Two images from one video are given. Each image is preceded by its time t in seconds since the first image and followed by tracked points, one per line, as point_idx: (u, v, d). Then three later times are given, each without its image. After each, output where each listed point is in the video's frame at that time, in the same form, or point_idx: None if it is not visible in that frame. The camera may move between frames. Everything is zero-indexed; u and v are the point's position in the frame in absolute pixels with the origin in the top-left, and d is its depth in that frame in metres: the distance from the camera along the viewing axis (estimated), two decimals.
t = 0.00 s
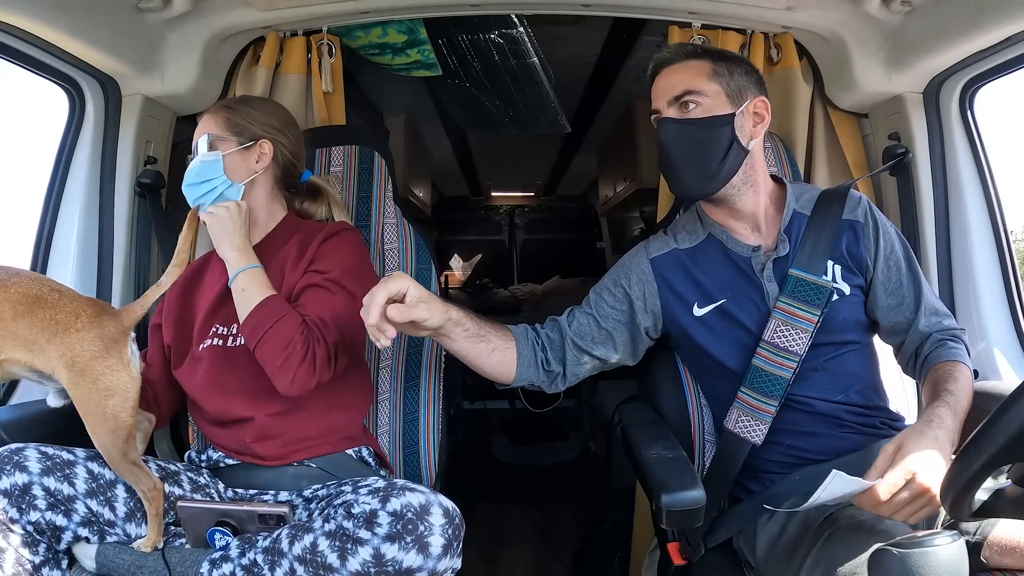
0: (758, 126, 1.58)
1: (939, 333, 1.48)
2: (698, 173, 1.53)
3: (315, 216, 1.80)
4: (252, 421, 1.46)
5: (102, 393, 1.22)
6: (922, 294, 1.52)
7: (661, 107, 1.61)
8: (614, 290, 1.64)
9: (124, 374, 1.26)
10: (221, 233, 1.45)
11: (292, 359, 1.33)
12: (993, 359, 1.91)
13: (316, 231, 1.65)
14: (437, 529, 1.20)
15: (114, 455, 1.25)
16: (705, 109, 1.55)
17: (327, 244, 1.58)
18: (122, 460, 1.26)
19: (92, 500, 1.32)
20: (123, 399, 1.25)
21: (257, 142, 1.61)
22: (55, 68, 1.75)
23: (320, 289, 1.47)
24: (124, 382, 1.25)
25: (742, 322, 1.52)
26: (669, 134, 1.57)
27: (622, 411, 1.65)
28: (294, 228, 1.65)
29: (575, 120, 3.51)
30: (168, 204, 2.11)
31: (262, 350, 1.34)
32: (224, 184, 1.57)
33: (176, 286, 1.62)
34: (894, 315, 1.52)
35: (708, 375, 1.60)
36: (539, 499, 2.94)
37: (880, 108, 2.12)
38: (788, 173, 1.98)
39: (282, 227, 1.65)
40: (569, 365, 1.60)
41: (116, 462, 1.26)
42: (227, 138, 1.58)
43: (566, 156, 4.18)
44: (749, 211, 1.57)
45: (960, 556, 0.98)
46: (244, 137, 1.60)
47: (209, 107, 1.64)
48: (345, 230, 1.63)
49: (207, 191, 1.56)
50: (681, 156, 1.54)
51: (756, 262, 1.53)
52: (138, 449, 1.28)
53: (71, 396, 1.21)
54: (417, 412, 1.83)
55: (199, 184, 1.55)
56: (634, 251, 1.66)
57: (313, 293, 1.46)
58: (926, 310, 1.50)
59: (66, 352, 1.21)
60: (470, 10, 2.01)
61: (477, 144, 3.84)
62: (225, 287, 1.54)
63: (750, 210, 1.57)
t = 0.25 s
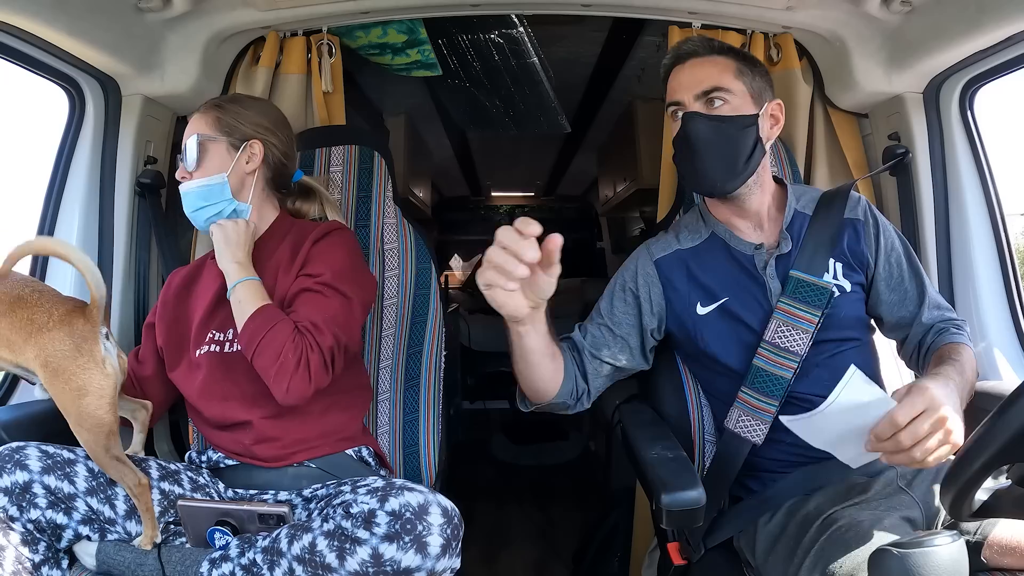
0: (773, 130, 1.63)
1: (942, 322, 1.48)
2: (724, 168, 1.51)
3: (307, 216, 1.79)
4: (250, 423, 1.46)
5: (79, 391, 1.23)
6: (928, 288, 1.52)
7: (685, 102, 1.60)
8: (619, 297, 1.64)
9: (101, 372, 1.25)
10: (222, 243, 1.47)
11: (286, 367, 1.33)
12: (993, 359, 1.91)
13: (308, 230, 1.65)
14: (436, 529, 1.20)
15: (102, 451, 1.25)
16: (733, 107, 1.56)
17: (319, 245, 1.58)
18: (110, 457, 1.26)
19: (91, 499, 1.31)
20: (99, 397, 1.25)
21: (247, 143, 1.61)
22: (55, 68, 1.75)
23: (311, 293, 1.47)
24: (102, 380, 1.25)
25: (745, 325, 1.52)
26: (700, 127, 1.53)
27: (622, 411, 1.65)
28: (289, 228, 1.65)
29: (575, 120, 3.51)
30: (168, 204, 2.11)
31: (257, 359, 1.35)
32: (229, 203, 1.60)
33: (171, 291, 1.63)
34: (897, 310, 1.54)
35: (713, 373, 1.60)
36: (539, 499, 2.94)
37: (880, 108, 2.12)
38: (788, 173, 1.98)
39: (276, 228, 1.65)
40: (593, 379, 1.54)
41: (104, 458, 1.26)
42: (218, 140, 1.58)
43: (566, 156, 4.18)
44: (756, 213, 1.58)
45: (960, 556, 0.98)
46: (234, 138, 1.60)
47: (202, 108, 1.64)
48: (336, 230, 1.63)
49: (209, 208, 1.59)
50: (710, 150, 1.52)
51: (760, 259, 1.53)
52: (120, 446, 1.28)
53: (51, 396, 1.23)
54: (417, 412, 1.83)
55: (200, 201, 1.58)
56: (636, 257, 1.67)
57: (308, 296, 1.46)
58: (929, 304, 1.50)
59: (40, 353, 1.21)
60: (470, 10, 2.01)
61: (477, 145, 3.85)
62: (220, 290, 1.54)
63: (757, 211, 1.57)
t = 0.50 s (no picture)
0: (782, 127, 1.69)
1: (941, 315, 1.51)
2: (739, 160, 1.51)
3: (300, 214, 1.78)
4: (249, 425, 1.46)
5: (74, 392, 1.22)
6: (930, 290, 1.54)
7: (703, 92, 1.61)
8: (646, 297, 1.54)
9: (96, 373, 1.25)
10: (182, 238, 1.45)
11: (275, 368, 1.33)
12: (993, 359, 1.91)
13: (300, 226, 1.64)
14: (436, 529, 1.20)
15: (96, 453, 1.25)
16: (747, 100, 1.58)
17: (313, 243, 1.57)
18: (107, 457, 1.26)
19: (92, 500, 1.31)
20: (94, 398, 1.24)
21: (253, 146, 1.62)
22: (55, 69, 1.74)
23: (302, 291, 1.45)
24: (98, 381, 1.25)
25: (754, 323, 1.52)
26: (721, 115, 1.53)
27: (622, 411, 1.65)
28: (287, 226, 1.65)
29: (575, 120, 3.51)
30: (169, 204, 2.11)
31: (243, 361, 1.34)
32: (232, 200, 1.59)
33: (167, 293, 1.63)
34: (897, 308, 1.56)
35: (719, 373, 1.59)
36: (539, 499, 2.94)
37: (880, 108, 2.12)
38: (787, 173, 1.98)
39: (272, 227, 1.65)
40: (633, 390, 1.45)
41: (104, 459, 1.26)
42: (225, 141, 1.58)
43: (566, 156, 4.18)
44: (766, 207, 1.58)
45: (960, 556, 0.98)
46: (243, 141, 1.60)
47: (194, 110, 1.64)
48: (329, 227, 1.62)
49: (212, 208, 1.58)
50: (728, 146, 1.51)
51: (772, 256, 1.53)
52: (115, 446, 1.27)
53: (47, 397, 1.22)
54: (417, 412, 1.83)
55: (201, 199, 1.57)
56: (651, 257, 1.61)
57: (296, 293, 1.45)
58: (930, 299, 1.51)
59: (34, 355, 1.21)
60: (470, 10, 2.01)
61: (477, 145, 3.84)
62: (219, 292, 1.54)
63: (767, 205, 1.57)
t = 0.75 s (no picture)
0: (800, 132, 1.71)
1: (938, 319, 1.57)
2: (794, 156, 1.51)
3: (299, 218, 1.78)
4: (249, 426, 1.45)
5: (64, 396, 1.22)
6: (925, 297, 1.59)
7: (776, 83, 1.58)
8: (659, 295, 1.50)
9: (86, 376, 1.25)
10: (197, 221, 1.50)
11: (266, 361, 1.33)
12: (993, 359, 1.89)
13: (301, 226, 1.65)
14: (436, 529, 1.20)
15: (89, 455, 1.25)
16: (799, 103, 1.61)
17: (313, 241, 1.57)
18: (100, 459, 1.26)
19: (92, 500, 1.31)
20: (84, 402, 1.24)
21: (273, 148, 1.64)
22: (56, 69, 1.74)
23: (300, 286, 1.46)
24: (88, 384, 1.25)
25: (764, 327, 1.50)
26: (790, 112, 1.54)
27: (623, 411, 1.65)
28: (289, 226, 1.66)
29: (575, 120, 3.51)
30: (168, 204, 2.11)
31: (235, 350, 1.34)
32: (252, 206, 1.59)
33: (167, 292, 1.63)
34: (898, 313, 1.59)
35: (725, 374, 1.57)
36: (539, 499, 2.94)
37: (880, 108, 2.12)
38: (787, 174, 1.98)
39: (273, 227, 1.65)
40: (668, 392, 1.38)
41: (98, 460, 1.26)
42: (250, 143, 1.58)
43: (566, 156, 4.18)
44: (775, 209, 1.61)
45: (960, 556, 0.98)
46: (263, 143, 1.62)
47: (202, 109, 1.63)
48: (328, 228, 1.62)
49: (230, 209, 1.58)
50: (794, 140, 1.52)
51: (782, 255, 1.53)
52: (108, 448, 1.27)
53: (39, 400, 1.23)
54: (417, 412, 1.83)
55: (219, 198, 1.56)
56: (657, 256, 1.58)
57: (294, 290, 1.45)
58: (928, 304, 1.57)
59: (26, 357, 1.21)
60: (470, 10, 2.01)
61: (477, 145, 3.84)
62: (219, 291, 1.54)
63: (780, 205, 1.60)
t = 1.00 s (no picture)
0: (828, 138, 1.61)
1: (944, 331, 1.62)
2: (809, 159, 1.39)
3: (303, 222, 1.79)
4: (250, 426, 1.45)
5: (55, 401, 1.20)
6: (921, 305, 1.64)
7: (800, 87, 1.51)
8: (686, 274, 1.45)
9: (77, 380, 1.22)
10: (214, 215, 1.46)
11: (277, 363, 1.33)
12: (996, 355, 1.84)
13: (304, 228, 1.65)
14: (436, 528, 1.20)
15: (81, 458, 1.23)
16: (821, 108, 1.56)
17: (317, 243, 1.58)
18: (92, 463, 1.25)
19: (91, 499, 1.31)
20: (75, 405, 1.22)
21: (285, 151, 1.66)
22: (56, 69, 1.74)
23: (307, 288, 1.46)
24: (79, 388, 1.22)
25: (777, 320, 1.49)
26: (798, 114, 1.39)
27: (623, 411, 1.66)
28: (293, 226, 1.66)
29: (575, 120, 3.51)
30: (169, 204, 2.11)
31: (246, 350, 1.33)
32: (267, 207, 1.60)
33: (168, 290, 1.63)
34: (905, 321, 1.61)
35: (734, 372, 1.56)
36: (539, 499, 2.94)
37: (880, 108, 2.15)
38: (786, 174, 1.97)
39: (276, 227, 1.66)
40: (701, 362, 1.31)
41: (90, 465, 1.25)
42: (267, 145, 1.60)
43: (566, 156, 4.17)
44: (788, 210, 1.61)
45: (960, 556, 0.98)
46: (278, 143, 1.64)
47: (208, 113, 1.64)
48: (332, 229, 1.63)
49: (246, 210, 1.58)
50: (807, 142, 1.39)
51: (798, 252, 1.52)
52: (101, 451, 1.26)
53: (28, 406, 1.20)
54: (418, 412, 1.83)
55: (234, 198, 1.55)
56: (680, 239, 1.54)
57: (302, 291, 1.45)
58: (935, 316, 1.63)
59: (13, 362, 1.17)
60: (470, 10, 2.01)
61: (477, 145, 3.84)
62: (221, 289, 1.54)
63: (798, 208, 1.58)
